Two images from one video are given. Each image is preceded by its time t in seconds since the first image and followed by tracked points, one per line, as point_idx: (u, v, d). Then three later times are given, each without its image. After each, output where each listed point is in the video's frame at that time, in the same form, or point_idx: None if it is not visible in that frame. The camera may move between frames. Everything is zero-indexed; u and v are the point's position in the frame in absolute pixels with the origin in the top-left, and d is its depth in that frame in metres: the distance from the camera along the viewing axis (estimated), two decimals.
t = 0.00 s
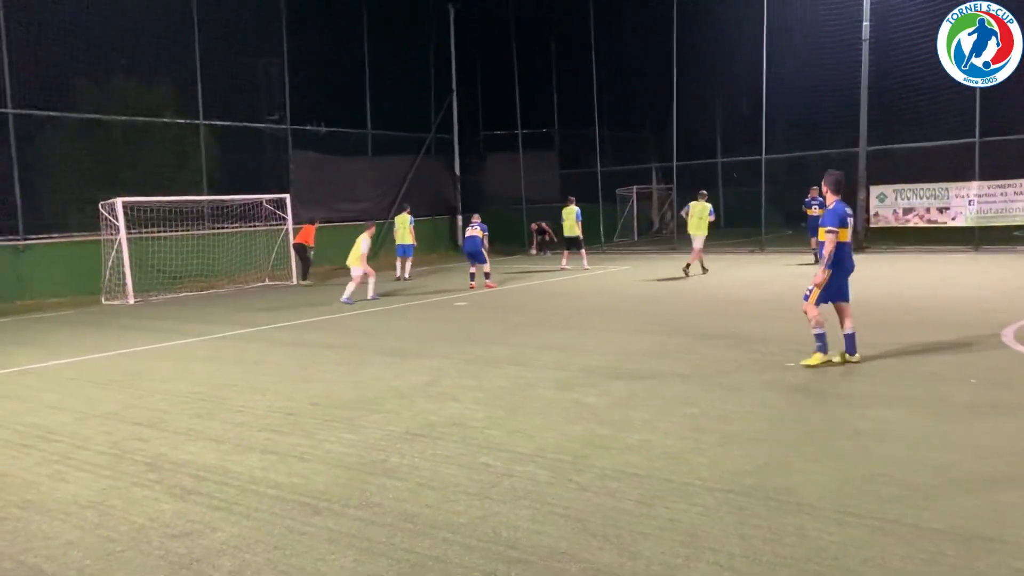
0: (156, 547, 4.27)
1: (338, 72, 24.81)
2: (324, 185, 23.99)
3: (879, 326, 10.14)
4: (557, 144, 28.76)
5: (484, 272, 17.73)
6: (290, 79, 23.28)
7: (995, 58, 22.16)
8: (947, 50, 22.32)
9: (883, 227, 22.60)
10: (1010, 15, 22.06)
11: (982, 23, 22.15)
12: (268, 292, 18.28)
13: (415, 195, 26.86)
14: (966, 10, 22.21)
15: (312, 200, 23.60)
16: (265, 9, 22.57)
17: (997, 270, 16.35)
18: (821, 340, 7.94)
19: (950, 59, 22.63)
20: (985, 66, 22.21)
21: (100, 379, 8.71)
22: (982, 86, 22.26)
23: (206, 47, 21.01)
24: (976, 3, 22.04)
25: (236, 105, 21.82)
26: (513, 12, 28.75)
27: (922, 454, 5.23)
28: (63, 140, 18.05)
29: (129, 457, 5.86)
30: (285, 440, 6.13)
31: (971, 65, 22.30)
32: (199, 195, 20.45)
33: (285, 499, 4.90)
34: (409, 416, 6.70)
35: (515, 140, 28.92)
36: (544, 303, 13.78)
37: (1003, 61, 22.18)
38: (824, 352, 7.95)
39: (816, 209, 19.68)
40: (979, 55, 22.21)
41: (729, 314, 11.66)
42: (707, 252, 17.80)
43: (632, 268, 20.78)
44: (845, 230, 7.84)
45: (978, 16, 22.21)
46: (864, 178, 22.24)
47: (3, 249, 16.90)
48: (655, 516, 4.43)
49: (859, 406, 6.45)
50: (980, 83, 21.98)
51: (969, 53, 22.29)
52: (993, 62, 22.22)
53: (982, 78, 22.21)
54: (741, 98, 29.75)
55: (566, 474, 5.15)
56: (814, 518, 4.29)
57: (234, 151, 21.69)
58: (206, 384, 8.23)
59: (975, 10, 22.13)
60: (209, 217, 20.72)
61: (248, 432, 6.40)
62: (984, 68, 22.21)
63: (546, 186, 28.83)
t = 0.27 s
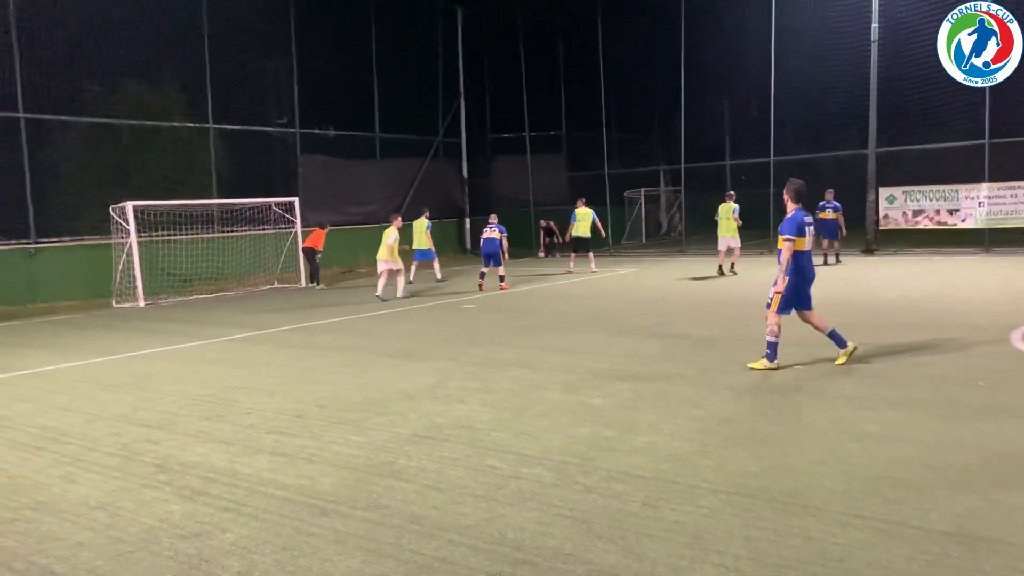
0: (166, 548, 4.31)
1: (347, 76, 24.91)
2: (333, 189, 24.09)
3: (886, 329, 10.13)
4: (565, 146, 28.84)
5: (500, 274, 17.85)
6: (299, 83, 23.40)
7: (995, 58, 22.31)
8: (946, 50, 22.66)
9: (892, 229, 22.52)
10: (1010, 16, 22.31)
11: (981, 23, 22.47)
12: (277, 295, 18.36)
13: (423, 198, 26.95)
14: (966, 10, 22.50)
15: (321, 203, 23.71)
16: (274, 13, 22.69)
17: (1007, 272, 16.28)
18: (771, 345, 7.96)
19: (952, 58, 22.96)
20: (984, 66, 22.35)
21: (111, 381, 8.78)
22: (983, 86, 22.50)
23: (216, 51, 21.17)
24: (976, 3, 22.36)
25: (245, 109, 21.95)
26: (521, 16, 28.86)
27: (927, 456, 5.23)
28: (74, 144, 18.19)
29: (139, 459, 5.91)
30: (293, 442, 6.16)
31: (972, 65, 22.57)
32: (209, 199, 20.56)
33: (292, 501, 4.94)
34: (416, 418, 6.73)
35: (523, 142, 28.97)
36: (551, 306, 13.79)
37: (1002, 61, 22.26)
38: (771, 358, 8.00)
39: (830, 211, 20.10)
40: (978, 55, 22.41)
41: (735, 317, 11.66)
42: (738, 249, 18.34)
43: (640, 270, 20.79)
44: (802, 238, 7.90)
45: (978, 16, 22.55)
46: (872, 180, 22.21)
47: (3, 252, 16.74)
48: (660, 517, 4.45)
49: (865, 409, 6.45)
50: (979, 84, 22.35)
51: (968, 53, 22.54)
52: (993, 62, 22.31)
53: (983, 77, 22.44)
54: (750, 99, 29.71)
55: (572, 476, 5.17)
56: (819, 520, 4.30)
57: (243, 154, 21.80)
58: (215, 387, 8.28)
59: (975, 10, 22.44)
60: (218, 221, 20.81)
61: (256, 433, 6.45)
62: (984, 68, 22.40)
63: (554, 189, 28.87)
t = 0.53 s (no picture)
0: (172, 550, 4.34)
1: (353, 79, 24.98)
2: (340, 192, 24.17)
3: (893, 331, 10.11)
4: (571, 149, 28.88)
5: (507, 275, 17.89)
6: (306, 87, 23.48)
7: (996, 58, 22.15)
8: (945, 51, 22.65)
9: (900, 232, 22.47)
10: (1010, 15, 21.95)
11: (982, 23, 22.20)
12: (284, 298, 18.42)
13: (429, 202, 27.02)
14: (966, 10, 22.33)
15: (328, 207, 23.78)
16: (281, 17, 22.77)
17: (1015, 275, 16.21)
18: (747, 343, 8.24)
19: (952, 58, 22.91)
20: (984, 66, 22.28)
21: (118, 384, 8.82)
22: (983, 85, 22.56)
23: (224, 55, 21.26)
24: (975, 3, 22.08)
25: (253, 113, 22.03)
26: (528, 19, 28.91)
27: (933, 460, 5.22)
28: (82, 148, 18.29)
29: (146, 461, 5.94)
30: (299, 445, 6.19)
31: (972, 65, 22.54)
32: (216, 202, 20.64)
33: (298, 503, 4.96)
34: (422, 421, 6.75)
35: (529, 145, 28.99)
36: (558, 309, 13.81)
37: (1003, 61, 22.03)
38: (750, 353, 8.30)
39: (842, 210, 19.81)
40: (978, 55, 22.36)
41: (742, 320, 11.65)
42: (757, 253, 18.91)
43: (646, 273, 20.77)
44: (763, 239, 7.91)
45: (979, 16, 22.25)
46: (880, 182, 22.16)
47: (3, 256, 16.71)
48: (664, 520, 4.46)
49: (871, 412, 6.43)
50: (978, 84, 22.40)
51: (968, 53, 22.49)
52: (993, 62, 22.14)
53: (983, 77, 22.45)
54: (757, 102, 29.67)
55: (576, 479, 5.18)
56: (823, 523, 4.30)
57: (250, 157, 21.89)
58: (222, 389, 8.32)
59: (975, 10, 22.19)
60: (226, 224, 20.89)
61: (263, 436, 6.48)
62: (984, 68, 22.35)
63: (561, 192, 28.88)
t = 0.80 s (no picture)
0: (177, 553, 4.36)
1: (360, 84, 25.07)
2: (348, 196, 24.23)
3: (899, 336, 10.08)
4: (577, 153, 28.89)
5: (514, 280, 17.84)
6: (313, 92, 23.57)
7: (996, 58, 22.35)
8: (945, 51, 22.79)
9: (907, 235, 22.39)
10: (1010, 15, 22.02)
11: (981, 23, 22.29)
12: (291, 302, 18.47)
13: (436, 206, 27.09)
14: (966, 10, 22.43)
15: (336, 211, 23.84)
16: (289, 22, 22.88)
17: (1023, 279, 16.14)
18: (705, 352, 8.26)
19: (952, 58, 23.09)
20: (984, 66, 22.52)
21: (125, 388, 8.86)
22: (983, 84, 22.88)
23: (232, 59, 21.37)
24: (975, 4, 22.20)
25: (260, 117, 22.12)
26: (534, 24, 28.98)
27: (937, 464, 5.20)
28: (90, 153, 18.37)
29: (152, 464, 5.97)
30: (304, 448, 6.21)
31: (971, 65, 22.78)
32: (223, 207, 20.72)
33: (302, 506, 4.98)
34: (427, 425, 6.76)
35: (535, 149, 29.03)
36: (563, 313, 13.81)
37: (1003, 61, 22.19)
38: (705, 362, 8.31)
39: (849, 216, 19.72)
40: (978, 55, 22.57)
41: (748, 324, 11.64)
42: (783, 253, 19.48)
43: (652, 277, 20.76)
44: (726, 248, 7.98)
45: (978, 16, 22.33)
46: (887, 186, 22.11)
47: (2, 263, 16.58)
48: (668, 524, 4.45)
49: (876, 416, 6.42)
50: (979, 84, 22.75)
51: (968, 53, 22.65)
52: (993, 62, 22.34)
53: (983, 77, 22.77)
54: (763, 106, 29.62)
55: (580, 483, 5.18)
56: (828, 528, 4.29)
57: (257, 161, 21.97)
58: (227, 393, 8.36)
59: (975, 10, 22.32)
60: (232, 228, 20.96)
61: (268, 439, 6.50)
62: (984, 68, 22.64)
63: (567, 196, 28.90)
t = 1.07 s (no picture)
0: (185, 557, 4.37)
1: (367, 89, 25.15)
2: (354, 200, 24.34)
3: (907, 341, 10.06)
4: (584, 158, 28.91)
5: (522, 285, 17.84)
6: (321, 97, 23.66)
7: (996, 58, 22.55)
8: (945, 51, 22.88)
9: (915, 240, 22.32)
10: (1010, 15, 22.36)
11: (981, 23, 22.64)
12: (298, 306, 18.52)
13: (443, 210, 27.13)
14: (966, 10, 22.87)
15: (342, 215, 23.95)
16: (297, 28, 22.99)
17: None
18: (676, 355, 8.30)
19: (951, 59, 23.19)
20: (984, 67, 22.67)
21: (134, 392, 8.91)
22: (982, 85, 22.95)
23: (240, 65, 21.49)
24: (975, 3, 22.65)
25: (268, 122, 22.21)
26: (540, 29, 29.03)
27: (945, 470, 5.19)
28: (99, 158, 18.49)
29: (160, 468, 5.99)
30: (312, 452, 6.23)
31: (971, 65, 22.89)
32: (231, 211, 20.80)
33: (310, 510, 4.99)
34: (434, 429, 6.77)
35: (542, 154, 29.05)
36: (571, 317, 13.82)
37: (1003, 61, 22.44)
38: (677, 366, 8.36)
39: (858, 219, 19.66)
40: (978, 55, 22.72)
41: (755, 329, 11.62)
42: (801, 254, 19.69)
43: (660, 282, 20.75)
44: (699, 252, 8.14)
45: (978, 16, 22.74)
46: (894, 191, 22.07)
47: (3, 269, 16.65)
48: (675, 529, 4.45)
49: (883, 422, 6.40)
50: (979, 84, 22.81)
51: (968, 53, 22.79)
52: (994, 62, 22.54)
53: (982, 78, 22.86)
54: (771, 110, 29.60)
55: (587, 488, 5.18)
56: (835, 533, 4.28)
57: (265, 166, 22.06)
58: (235, 397, 8.39)
59: (975, 10, 22.77)
60: (240, 233, 21.03)
61: (276, 444, 6.52)
62: (984, 68, 22.76)
63: (574, 200, 28.91)
